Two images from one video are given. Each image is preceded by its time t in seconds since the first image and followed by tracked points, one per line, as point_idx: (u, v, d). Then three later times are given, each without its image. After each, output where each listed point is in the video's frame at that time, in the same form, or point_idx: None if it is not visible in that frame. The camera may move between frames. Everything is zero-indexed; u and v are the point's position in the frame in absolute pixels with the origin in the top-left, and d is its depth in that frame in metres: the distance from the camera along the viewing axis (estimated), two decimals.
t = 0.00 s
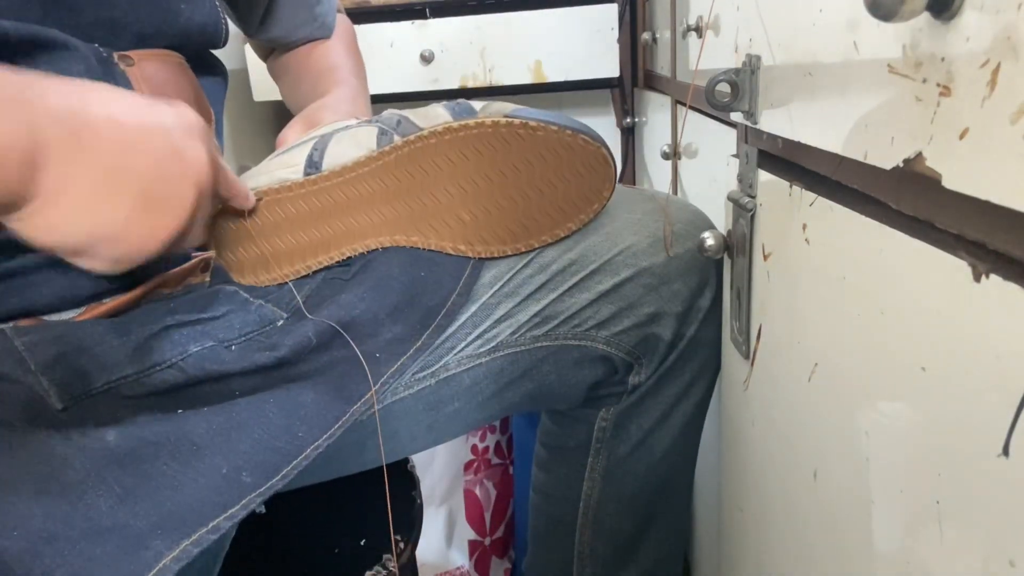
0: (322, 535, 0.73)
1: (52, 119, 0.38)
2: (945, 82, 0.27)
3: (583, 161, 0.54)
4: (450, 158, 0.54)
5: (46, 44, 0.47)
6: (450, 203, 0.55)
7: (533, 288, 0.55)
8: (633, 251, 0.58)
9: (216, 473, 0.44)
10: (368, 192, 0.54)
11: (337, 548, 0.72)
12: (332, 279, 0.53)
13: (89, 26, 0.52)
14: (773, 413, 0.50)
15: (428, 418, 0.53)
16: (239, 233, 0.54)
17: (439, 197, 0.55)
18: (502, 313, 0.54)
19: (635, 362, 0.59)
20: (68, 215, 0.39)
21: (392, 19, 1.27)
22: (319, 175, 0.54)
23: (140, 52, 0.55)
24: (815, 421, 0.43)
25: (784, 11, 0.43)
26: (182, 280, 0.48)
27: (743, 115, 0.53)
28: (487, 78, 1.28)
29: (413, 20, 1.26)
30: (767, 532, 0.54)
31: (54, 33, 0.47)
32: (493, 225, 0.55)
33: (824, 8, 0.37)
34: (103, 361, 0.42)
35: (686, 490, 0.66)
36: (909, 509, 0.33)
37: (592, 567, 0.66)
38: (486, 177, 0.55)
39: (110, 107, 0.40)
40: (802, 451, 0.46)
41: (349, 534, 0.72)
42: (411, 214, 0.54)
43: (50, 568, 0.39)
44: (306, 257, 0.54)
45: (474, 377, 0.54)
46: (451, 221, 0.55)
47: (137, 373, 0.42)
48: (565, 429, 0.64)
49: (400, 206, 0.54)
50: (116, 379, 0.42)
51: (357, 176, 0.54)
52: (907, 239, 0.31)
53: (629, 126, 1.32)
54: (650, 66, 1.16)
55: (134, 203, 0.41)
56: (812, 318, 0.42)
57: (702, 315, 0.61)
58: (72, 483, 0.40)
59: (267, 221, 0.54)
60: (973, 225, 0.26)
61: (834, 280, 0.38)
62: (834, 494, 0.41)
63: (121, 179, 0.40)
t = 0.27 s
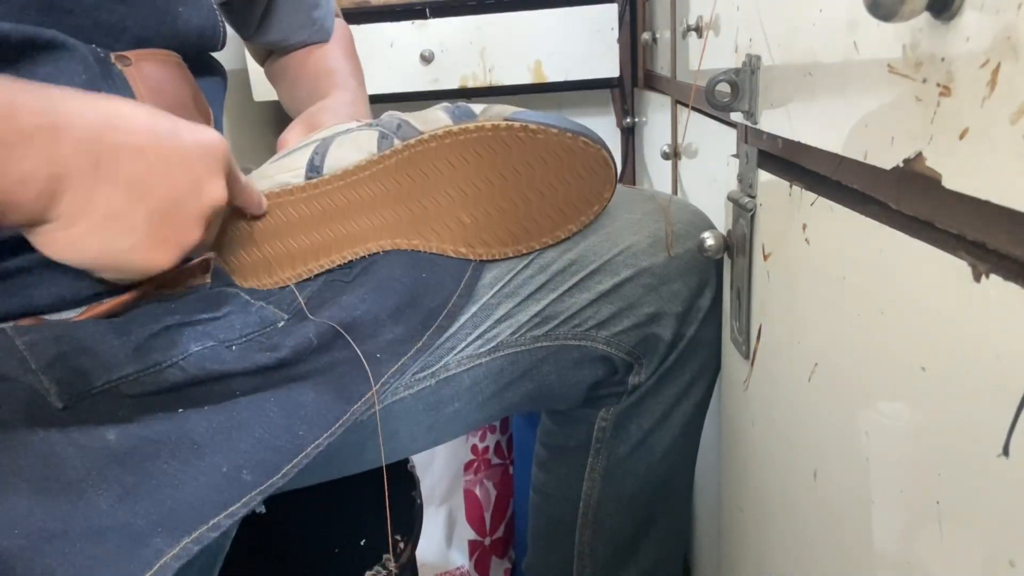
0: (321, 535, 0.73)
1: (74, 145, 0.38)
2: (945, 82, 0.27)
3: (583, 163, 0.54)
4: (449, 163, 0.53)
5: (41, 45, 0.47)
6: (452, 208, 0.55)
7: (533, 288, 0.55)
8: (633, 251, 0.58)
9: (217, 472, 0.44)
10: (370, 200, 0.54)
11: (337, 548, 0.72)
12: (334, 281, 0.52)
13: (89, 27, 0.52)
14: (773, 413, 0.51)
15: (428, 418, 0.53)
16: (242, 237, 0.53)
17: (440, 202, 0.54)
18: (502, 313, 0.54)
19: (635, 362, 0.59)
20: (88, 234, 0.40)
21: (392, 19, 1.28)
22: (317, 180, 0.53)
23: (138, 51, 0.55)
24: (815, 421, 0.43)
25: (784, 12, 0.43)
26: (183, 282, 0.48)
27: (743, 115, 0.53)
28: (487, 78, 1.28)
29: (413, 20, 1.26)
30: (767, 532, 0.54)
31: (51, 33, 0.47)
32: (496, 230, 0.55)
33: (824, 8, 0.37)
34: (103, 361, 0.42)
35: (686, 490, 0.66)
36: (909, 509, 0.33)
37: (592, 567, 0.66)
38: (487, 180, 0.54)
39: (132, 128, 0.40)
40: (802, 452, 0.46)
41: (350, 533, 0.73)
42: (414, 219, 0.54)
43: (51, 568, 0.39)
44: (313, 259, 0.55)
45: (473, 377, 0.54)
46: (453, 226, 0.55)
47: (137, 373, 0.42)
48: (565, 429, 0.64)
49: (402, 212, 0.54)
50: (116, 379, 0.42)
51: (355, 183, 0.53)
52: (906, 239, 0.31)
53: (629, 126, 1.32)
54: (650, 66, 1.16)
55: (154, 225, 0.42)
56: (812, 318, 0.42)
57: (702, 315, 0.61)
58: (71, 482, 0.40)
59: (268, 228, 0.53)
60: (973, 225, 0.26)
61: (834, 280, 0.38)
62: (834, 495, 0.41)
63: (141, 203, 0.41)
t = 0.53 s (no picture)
0: (321, 535, 0.73)
1: (118, 192, 0.39)
2: (945, 82, 0.27)
3: (601, 206, 0.49)
4: (466, 188, 0.48)
5: (33, 43, 0.47)
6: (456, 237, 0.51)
7: (533, 288, 0.55)
8: (632, 251, 0.58)
9: (213, 476, 0.44)
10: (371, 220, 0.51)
11: (337, 548, 0.72)
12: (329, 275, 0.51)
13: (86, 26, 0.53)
14: (773, 412, 0.50)
15: (428, 418, 0.53)
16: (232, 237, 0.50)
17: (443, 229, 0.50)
18: (503, 313, 0.54)
19: (635, 362, 0.59)
20: (150, 273, 0.41)
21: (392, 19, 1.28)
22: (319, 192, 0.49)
23: (131, 46, 0.54)
24: (815, 421, 0.43)
25: (784, 12, 0.43)
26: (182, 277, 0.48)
27: (743, 115, 0.53)
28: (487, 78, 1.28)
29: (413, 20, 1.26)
30: (768, 532, 0.54)
31: (40, 31, 0.47)
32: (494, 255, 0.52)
33: (824, 8, 0.37)
34: (98, 362, 0.42)
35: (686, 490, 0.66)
36: (909, 509, 0.33)
37: (592, 567, 0.66)
38: (500, 210, 0.49)
39: (159, 164, 0.41)
40: (802, 451, 0.46)
41: (348, 534, 0.72)
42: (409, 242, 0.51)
43: (47, 568, 0.39)
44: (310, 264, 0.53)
45: (473, 377, 0.54)
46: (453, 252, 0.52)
47: (131, 373, 0.43)
48: (564, 430, 0.64)
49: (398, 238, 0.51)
50: (110, 380, 0.43)
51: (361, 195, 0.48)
52: (906, 239, 0.31)
53: (628, 126, 1.32)
54: (650, 66, 1.16)
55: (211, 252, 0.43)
56: (813, 318, 0.42)
57: (702, 315, 0.61)
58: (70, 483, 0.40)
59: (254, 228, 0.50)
60: (973, 225, 0.26)
61: (835, 280, 0.38)
62: (834, 494, 0.41)
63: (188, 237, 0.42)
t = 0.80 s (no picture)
0: (321, 536, 0.73)
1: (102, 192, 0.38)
2: (945, 82, 0.27)
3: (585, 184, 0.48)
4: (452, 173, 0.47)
5: (41, 50, 0.47)
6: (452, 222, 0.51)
7: (533, 288, 0.55)
8: (633, 251, 0.58)
9: (213, 478, 0.43)
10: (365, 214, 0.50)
11: (337, 548, 0.72)
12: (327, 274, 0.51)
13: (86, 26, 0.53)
14: (773, 413, 0.50)
15: (428, 418, 0.53)
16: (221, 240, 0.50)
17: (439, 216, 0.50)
18: (503, 313, 0.54)
19: (635, 362, 0.59)
20: (132, 273, 0.40)
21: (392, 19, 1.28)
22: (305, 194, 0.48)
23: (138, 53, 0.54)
24: (815, 421, 0.43)
25: (784, 12, 0.43)
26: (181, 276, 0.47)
27: (743, 115, 0.53)
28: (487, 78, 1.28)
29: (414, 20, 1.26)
30: (768, 532, 0.54)
31: (47, 39, 0.48)
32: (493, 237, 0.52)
33: (824, 8, 0.37)
34: (98, 361, 0.43)
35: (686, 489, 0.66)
36: (909, 509, 0.33)
37: (591, 567, 0.66)
38: (489, 191, 0.49)
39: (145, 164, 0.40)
40: (803, 451, 0.46)
41: (349, 533, 0.72)
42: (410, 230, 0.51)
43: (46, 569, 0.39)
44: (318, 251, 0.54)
45: (473, 377, 0.54)
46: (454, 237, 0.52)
47: (131, 373, 0.43)
48: (565, 430, 0.64)
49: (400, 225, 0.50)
50: (111, 379, 0.43)
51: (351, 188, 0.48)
52: (907, 239, 0.31)
53: (629, 126, 1.32)
54: (650, 66, 1.16)
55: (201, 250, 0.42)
56: (813, 318, 0.42)
57: (702, 315, 0.61)
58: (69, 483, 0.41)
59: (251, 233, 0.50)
60: (973, 225, 0.26)
61: (835, 280, 0.38)
62: (834, 493, 0.41)
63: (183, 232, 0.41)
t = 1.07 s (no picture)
0: (321, 536, 0.73)
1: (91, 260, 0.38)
2: (945, 82, 0.27)
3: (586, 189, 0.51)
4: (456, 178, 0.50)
5: (38, 48, 0.47)
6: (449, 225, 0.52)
7: (533, 288, 0.55)
8: (633, 251, 0.58)
9: (213, 478, 0.43)
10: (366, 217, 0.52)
11: (337, 547, 0.72)
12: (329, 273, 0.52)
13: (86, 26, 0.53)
14: (773, 413, 0.50)
15: (429, 418, 0.53)
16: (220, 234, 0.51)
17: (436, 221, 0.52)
18: (503, 312, 0.54)
19: (635, 362, 0.59)
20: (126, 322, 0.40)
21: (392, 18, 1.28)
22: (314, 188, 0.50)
23: (135, 48, 0.54)
24: (815, 421, 0.43)
25: (784, 12, 0.43)
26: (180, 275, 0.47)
27: (743, 115, 0.53)
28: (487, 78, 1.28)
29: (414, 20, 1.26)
30: (768, 532, 0.54)
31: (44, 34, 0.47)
32: (487, 242, 0.54)
33: (824, 8, 0.37)
34: (100, 358, 0.43)
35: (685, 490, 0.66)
36: (909, 509, 0.33)
37: (592, 567, 0.66)
38: (490, 196, 0.51)
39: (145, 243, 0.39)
40: (803, 451, 0.46)
41: (349, 531, 0.73)
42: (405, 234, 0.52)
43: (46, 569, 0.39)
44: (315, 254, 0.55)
45: (473, 377, 0.54)
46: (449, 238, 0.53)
47: (132, 369, 0.43)
48: (565, 429, 0.64)
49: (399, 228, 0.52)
50: (112, 376, 0.43)
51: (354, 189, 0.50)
52: (908, 240, 0.31)
53: (629, 126, 1.32)
54: (650, 66, 1.16)
55: (139, 254, 0.35)
56: (812, 317, 0.42)
57: (702, 315, 0.61)
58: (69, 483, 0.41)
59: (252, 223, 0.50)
60: (973, 225, 0.26)
61: (835, 279, 0.38)
62: (834, 493, 0.41)
63: (120, 236, 0.34)
